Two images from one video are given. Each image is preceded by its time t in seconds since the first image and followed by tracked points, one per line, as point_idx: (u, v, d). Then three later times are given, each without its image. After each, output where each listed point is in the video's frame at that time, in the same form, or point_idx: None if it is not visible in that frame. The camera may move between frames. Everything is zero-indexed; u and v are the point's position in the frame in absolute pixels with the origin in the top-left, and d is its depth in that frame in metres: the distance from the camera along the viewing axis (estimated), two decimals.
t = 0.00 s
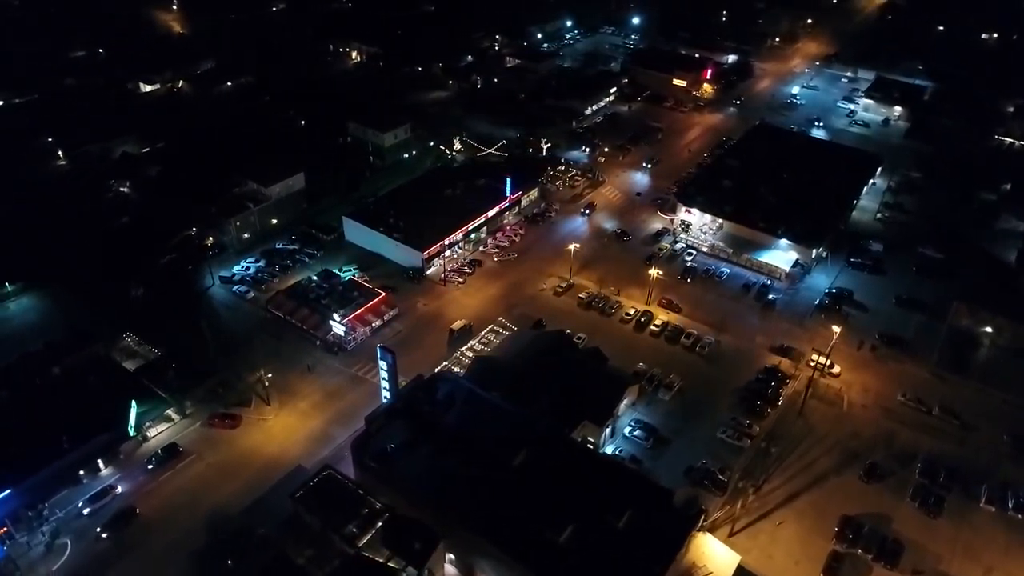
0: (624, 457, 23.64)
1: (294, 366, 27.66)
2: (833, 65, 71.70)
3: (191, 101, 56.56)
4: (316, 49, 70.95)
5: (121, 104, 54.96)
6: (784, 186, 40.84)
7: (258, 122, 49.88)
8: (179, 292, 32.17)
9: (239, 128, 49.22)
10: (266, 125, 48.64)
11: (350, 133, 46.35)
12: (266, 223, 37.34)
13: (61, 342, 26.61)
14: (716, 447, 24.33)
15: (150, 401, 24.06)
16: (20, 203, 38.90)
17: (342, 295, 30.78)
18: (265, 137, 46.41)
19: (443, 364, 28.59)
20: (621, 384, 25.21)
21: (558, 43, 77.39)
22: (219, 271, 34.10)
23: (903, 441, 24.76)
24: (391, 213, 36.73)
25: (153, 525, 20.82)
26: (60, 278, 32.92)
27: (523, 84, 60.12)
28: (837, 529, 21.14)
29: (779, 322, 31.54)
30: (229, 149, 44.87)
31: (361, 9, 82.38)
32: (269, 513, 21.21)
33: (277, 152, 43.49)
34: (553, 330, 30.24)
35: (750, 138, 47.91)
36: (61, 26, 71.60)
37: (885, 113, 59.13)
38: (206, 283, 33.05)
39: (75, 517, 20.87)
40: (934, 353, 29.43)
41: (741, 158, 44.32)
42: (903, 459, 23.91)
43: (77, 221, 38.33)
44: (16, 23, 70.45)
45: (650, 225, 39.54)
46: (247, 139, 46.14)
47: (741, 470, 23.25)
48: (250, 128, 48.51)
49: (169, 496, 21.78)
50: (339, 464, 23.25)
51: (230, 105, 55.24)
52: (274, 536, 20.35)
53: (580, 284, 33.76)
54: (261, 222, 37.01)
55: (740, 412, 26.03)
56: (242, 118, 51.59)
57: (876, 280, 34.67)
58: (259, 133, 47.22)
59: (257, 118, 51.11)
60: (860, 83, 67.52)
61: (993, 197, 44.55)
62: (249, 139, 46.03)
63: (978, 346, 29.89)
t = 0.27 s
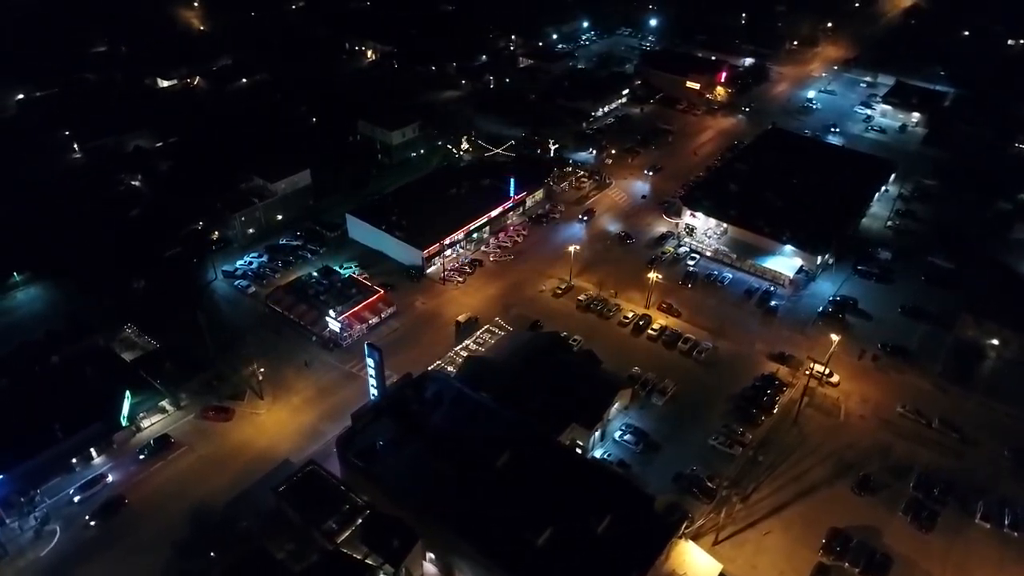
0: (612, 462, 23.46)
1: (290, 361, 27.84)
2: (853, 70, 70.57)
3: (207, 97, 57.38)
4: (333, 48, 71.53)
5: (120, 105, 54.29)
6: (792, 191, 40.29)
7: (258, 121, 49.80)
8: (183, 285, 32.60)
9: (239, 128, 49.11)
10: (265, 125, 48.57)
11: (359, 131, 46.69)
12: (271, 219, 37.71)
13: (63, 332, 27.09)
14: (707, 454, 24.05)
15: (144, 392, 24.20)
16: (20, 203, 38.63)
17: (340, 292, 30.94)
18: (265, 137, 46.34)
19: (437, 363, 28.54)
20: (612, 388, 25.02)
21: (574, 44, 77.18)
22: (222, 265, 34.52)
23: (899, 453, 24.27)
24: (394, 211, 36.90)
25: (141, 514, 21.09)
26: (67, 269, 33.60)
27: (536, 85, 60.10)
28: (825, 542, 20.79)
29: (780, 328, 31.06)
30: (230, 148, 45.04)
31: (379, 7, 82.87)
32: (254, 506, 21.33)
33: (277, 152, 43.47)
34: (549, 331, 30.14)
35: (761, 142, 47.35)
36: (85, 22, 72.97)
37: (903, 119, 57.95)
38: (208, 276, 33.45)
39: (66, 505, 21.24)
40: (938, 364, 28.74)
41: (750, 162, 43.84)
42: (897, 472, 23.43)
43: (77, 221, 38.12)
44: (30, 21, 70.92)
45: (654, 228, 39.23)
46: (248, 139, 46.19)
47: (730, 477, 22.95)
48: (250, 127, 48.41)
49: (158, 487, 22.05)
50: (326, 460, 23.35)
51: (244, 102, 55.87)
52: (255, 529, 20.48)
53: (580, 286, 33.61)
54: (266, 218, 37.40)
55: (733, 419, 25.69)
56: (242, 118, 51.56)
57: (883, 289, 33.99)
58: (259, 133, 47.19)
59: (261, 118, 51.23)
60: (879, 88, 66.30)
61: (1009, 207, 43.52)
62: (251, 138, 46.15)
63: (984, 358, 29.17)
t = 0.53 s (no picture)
0: (601, 465, 23.30)
1: (287, 357, 28.02)
2: (871, 75, 69.48)
3: (222, 94, 58.08)
4: (348, 46, 71.96)
5: (128, 103, 54.28)
6: (800, 196, 39.73)
7: (260, 121, 49.62)
8: (186, 279, 33.00)
9: (249, 124, 49.59)
10: (267, 125, 48.46)
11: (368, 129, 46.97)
12: (276, 215, 38.08)
13: (65, 323, 27.55)
14: (697, 460, 23.78)
15: (139, 383, 24.59)
16: (18, 202, 37.80)
17: (339, 289, 31.12)
18: (266, 137, 46.18)
19: (431, 362, 28.61)
20: (604, 391, 24.84)
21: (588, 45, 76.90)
22: (225, 260, 34.94)
23: (895, 466, 23.80)
24: (397, 209, 37.04)
25: (131, 504, 21.37)
26: (75, 261, 34.25)
27: (547, 86, 60.00)
28: (811, 553, 20.50)
29: (781, 335, 30.57)
30: (230, 148, 45.07)
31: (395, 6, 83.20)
32: (240, 500, 21.47)
33: (277, 151, 43.12)
34: (545, 333, 30.05)
35: (772, 146, 46.77)
36: (107, 18, 74.17)
37: (920, 125, 56.96)
38: (212, 271, 33.85)
39: (58, 492, 21.59)
40: (942, 375, 28.12)
41: (758, 166, 43.29)
42: (892, 485, 23.00)
43: (75, 222, 37.36)
44: (53, 18, 72.31)
45: (658, 232, 38.91)
46: (249, 139, 46.14)
47: (720, 485, 22.68)
48: (251, 127, 48.33)
49: (149, 478, 22.28)
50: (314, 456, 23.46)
51: (258, 98, 56.40)
52: (240, 521, 20.57)
53: (580, 288, 33.46)
54: (272, 214, 37.79)
55: (727, 426, 25.35)
56: (246, 117, 51.38)
57: (888, 298, 33.39)
58: (261, 133, 47.11)
59: (266, 117, 51.09)
60: (898, 94, 65.23)
61: None
62: (252, 138, 46.11)
63: (989, 370, 28.53)
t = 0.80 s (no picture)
0: (588, 469, 23.16)
1: (283, 352, 28.26)
2: (892, 80, 68.22)
3: (238, 91, 58.85)
4: (365, 44, 72.49)
5: (146, 100, 55.29)
6: (809, 201, 39.10)
7: (266, 121, 49.95)
8: (190, 273, 33.53)
9: (261, 121, 50.29)
10: (269, 125, 48.53)
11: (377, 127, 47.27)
12: (283, 211, 38.55)
13: (68, 313, 28.12)
14: (687, 466, 23.49)
15: (135, 374, 25.06)
16: (20, 204, 38.28)
17: (339, 285, 31.39)
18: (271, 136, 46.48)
19: (426, 361, 28.72)
20: (594, 394, 24.66)
21: (605, 47, 76.69)
22: (230, 255, 35.48)
23: (889, 479, 23.33)
24: (401, 208, 37.26)
25: (120, 493, 21.67)
26: (83, 252, 34.91)
27: (559, 87, 59.96)
28: (796, 565, 20.18)
29: (781, 341, 30.09)
30: (235, 147, 45.40)
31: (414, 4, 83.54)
32: (226, 491, 21.61)
33: (274, 152, 43.27)
34: (542, 334, 29.98)
35: (784, 150, 46.12)
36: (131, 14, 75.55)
37: (939, 132, 55.75)
38: (216, 265, 34.42)
39: (51, 479, 21.98)
40: (945, 386, 27.44)
41: (768, 170, 42.72)
42: (884, 498, 22.55)
43: (86, 216, 38.22)
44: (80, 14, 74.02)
45: (663, 235, 38.61)
46: (253, 138, 46.48)
47: (708, 492, 22.42)
48: (250, 128, 48.43)
49: (140, 468, 22.56)
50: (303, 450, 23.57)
51: (273, 96, 57.03)
52: (224, 514, 20.77)
53: (580, 290, 33.32)
54: (278, 210, 38.24)
55: (719, 432, 25.02)
56: (254, 116, 51.73)
57: (895, 307, 32.66)
58: (266, 131, 47.46)
59: (273, 116, 51.34)
60: (918, 99, 63.91)
61: None
62: (251, 139, 46.22)
63: (995, 382, 27.81)
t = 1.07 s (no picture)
0: (576, 472, 23.04)
1: (281, 346, 28.53)
2: (914, 86, 66.93)
3: (255, 88, 59.64)
4: (382, 43, 72.94)
5: (165, 97, 56.35)
6: (819, 205, 38.41)
7: (280, 118, 50.57)
8: (196, 266, 34.06)
9: (275, 118, 50.92)
10: (277, 123, 48.91)
11: (388, 126, 47.57)
12: (290, 207, 39.22)
13: (73, 302, 28.71)
14: (677, 473, 23.25)
15: (134, 364, 25.37)
16: (37, 196, 39.26)
17: (339, 282, 31.64)
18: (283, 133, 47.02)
19: (421, 359, 28.76)
20: (586, 397, 24.50)
21: (623, 49, 76.37)
22: (235, 249, 36.01)
23: (883, 492, 22.84)
24: (406, 207, 37.52)
25: (111, 480, 21.96)
26: (92, 243, 35.61)
27: (573, 88, 59.82)
28: None
29: (782, 349, 29.62)
30: (247, 142, 45.98)
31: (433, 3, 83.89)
32: (214, 483, 21.78)
33: (270, 155, 43.50)
34: (539, 336, 29.90)
35: (797, 154, 45.39)
36: (155, 10, 76.84)
37: (959, 140, 54.60)
38: (221, 259, 34.96)
39: (47, 465, 22.38)
40: (948, 400, 26.78)
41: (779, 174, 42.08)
42: (878, 512, 22.08)
43: (98, 207, 38.95)
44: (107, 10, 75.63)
45: (668, 239, 38.26)
46: (266, 134, 47.04)
47: (696, 499, 22.17)
48: (259, 125, 48.85)
49: (133, 457, 22.88)
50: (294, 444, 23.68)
51: (289, 93, 57.67)
52: (211, 504, 20.95)
53: (580, 293, 33.16)
54: (285, 206, 38.94)
55: (712, 439, 24.70)
56: (268, 113, 52.38)
57: (902, 317, 31.93)
58: (279, 128, 47.99)
59: (287, 113, 51.93)
60: (940, 106, 62.66)
61: None
62: (258, 136, 46.59)
63: (1000, 397, 27.08)
